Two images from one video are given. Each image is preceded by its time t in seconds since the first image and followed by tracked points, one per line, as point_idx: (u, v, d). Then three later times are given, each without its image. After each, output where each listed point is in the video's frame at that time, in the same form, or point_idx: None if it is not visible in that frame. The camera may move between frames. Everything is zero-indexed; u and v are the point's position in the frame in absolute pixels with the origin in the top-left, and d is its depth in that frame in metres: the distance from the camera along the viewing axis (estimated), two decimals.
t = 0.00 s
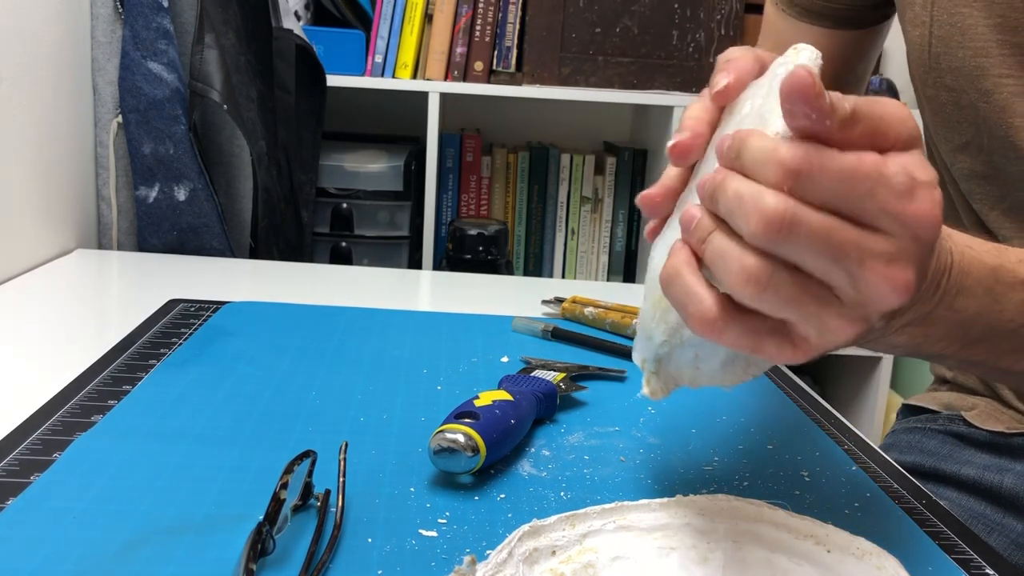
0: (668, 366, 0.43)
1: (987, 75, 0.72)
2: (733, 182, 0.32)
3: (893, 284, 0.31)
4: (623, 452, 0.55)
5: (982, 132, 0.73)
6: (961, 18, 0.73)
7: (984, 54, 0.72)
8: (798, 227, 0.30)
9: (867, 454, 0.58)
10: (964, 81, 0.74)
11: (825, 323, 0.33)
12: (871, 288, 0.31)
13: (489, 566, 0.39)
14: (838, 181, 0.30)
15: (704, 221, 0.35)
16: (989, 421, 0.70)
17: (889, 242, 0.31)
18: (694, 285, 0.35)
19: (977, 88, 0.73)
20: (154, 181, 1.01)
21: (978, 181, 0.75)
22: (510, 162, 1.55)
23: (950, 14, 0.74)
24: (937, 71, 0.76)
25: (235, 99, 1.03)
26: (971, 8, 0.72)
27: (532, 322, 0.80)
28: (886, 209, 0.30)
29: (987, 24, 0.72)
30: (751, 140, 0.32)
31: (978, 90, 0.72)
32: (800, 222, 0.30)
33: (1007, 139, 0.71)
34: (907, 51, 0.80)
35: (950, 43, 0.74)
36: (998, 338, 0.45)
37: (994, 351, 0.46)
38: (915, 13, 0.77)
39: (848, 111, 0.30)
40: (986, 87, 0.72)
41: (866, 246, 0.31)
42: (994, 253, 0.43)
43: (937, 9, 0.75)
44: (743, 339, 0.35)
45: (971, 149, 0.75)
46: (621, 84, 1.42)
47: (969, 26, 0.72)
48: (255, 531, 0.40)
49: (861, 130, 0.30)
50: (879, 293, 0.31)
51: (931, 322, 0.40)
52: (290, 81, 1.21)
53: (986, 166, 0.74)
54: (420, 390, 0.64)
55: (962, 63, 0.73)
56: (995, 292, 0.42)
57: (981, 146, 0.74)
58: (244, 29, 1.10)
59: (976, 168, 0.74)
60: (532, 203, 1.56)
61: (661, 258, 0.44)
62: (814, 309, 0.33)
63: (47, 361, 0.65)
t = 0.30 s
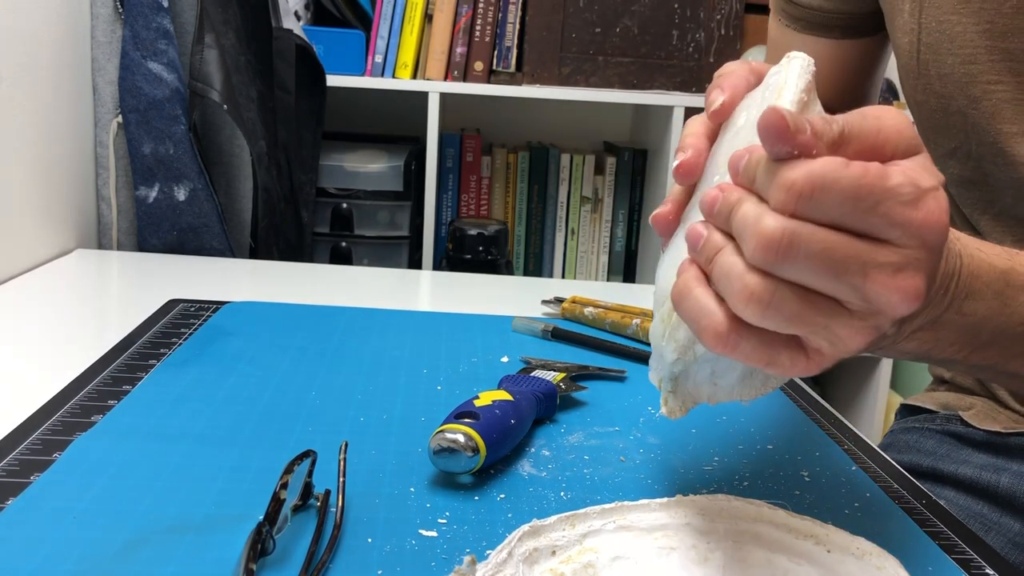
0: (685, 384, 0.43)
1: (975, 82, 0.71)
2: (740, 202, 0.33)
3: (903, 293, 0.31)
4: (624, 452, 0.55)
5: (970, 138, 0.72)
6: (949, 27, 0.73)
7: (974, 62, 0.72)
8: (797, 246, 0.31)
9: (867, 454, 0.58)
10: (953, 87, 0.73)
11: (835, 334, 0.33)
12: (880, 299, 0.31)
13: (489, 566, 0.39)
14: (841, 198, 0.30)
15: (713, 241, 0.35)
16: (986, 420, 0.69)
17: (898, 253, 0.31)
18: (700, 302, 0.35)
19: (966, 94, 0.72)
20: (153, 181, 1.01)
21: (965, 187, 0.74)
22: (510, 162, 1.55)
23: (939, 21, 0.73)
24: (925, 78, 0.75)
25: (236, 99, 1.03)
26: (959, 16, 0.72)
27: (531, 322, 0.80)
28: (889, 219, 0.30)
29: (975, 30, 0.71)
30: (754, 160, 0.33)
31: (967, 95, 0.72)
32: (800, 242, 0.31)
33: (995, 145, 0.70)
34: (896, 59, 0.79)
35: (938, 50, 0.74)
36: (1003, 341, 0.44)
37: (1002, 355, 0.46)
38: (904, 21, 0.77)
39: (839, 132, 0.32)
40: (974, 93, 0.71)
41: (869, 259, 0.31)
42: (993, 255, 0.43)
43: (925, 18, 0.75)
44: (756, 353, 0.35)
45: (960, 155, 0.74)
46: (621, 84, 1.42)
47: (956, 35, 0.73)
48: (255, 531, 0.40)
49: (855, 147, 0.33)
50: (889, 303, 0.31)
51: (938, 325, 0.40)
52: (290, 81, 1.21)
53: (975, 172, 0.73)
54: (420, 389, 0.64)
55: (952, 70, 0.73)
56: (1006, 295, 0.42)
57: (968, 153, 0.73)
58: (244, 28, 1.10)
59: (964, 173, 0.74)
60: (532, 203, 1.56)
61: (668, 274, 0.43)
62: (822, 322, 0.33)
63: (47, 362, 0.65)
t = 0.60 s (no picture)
0: (689, 391, 0.43)
1: (972, 85, 0.71)
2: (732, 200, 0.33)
3: (901, 290, 0.31)
4: (624, 452, 0.55)
5: (967, 141, 0.72)
6: (947, 30, 0.73)
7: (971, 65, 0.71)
8: (788, 242, 0.31)
9: (867, 454, 0.58)
10: (950, 92, 0.73)
11: (833, 329, 0.33)
12: (878, 292, 0.31)
13: (489, 566, 0.39)
14: (831, 191, 0.30)
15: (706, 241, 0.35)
16: (987, 421, 0.70)
17: (893, 246, 0.31)
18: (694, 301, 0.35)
19: (966, 95, 0.72)
20: (154, 181, 1.01)
21: (963, 190, 0.74)
22: (510, 162, 1.55)
23: (938, 23, 0.74)
24: (923, 82, 0.75)
25: (235, 99, 1.03)
26: (957, 19, 0.72)
27: (532, 322, 0.80)
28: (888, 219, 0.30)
29: (973, 33, 0.71)
30: (744, 158, 0.33)
31: (966, 98, 0.72)
32: (791, 237, 0.31)
33: (991, 148, 0.70)
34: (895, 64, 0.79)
35: (936, 54, 0.74)
36: (1003, 341, 0.44)
37: (1004, 355, 0.46)
38: (902, 24, 0.77)
39: (831, 131, 0.32)
40: (972, 96, 0.71)
41: (863, 253, 0.31)
42: (994, 255, 0.43)
43: (922, 21, 0.75)
44: (753, 351, 0.35)
45: (957, 158, 0.74)
46: (621, 84, 1.42)
47: (953, 39, 0.72)
48: (255, 531, 0.40)
49: (848, 146, 0.33)
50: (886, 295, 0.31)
51: (939, 325, 0.40)
52: (290, 81, 1.21)
53: (972, 175, 0.73)
54: (420, 389, 0.64)
55: (950, 73, 0.73)
56: (1005, 293, 0.42)
57: (966, 155, 0.73)
58: (244, 28, 1.10)
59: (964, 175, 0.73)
60: (532, 203, 1.56)
61: (664, 277, 0.44)
62: (819, 318, 0.33)
63: (47, 361, 0.65)
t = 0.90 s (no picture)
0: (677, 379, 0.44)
1: (980, 82, 0.72)
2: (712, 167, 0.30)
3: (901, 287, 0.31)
4: (624, 452, 0.55)
5: (976, 139, 0.72)
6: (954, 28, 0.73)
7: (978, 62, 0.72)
8: (774, 204, 0.28)
9: (867, 454, 0.58)
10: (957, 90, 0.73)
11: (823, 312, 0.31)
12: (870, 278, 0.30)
13: (489, 566, 0.39)
14: (812, 156, 0.28)
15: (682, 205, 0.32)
16: (987, 421, 0.70)
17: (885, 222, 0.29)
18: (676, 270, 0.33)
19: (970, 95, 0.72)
20: (154, 181, 1.01)
21: (974, 186, 0.74)
22: (510, 162, 1.55)
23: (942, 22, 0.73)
24: (928, 81, 0.75)
25: (235, 99, 1.03)
26: (963, 16, 0.72)
27: (531, 322, 0.80)
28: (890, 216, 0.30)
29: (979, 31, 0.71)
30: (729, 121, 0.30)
31: (973, 96, 0.72)
32: (777, 200, 0.28)
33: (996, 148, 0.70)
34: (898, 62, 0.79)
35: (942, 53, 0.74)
36: (1003, 338, 0.44)
37: (1006, 355, 0.46)
38: (905, 23, 0.76)
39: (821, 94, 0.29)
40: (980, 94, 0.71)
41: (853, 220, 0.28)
42: (996, 255, 0.43)
43: (928, 19, 0.74)
44: (737, 324, 0.32)
45: (966, 156, 0.73)
46: (621, 84, 1.42)
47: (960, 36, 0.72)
48: (255, 531, 0.40)
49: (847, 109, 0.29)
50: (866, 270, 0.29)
51: (940, 325, 0.40)
52: (290, 81, 1.21)
53: (980, 171, 0.73)
54: (420, 390, 0.64)
55: (957, 71, 0.73)
56: (1006, 291, 0.42)
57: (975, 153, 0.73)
58: (244, 28, 1.10)
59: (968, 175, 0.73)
60: (532, 203, 1.56)
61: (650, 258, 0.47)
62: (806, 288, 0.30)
63: (46, 362, 0.65)
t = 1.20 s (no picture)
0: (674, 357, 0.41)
1: (990, 85, 0.69)
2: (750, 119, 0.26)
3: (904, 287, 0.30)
4: (624, 452, 0.55)
5: (985, 139, 0.71)
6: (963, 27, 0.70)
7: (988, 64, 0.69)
8: (775, 214, 0.25)
9: (867, 454, 0.58)
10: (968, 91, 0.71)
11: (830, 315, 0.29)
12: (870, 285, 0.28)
13: (489, 566, 0.39)
14: (821, 164, 0.24)
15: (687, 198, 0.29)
16: (991, 421, 0.69)
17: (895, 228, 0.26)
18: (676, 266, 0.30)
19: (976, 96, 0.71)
20: (153, 181, 1.01)
21: (981, 190, 0.74)
22: (510, 162, 1.55)
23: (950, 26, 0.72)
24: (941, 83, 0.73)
25: (235, 99, 1.03)
26: (977, 19, 0.69)
27: (532, 322, 0.80)
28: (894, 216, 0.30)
29: (990, 31, 0.68)
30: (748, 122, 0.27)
31: (983, 98, 0.70)
32: (780, 209, 0.25)
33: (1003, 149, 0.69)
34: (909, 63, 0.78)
35: (953, 55, 0.71)
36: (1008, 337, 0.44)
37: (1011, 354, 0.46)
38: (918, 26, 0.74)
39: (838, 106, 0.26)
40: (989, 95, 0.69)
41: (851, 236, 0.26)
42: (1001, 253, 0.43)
43: (941, 22, 0.71)
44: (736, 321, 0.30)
45: (977, 157, 0.72)
46: (621, 84, 1.41)
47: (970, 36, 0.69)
48: (255, 531, 0.40)
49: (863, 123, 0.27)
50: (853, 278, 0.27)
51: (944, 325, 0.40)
52: (290, 81, 1.21)
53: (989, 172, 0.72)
54: (420, 389, 0.64)
55: (968, 73, 0.70)
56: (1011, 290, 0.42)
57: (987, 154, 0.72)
58: (244, 28, 1.10)
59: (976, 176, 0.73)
60: (532, 203, 1.56)
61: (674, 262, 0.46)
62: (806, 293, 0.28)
63: (47, 362, 0.65)
